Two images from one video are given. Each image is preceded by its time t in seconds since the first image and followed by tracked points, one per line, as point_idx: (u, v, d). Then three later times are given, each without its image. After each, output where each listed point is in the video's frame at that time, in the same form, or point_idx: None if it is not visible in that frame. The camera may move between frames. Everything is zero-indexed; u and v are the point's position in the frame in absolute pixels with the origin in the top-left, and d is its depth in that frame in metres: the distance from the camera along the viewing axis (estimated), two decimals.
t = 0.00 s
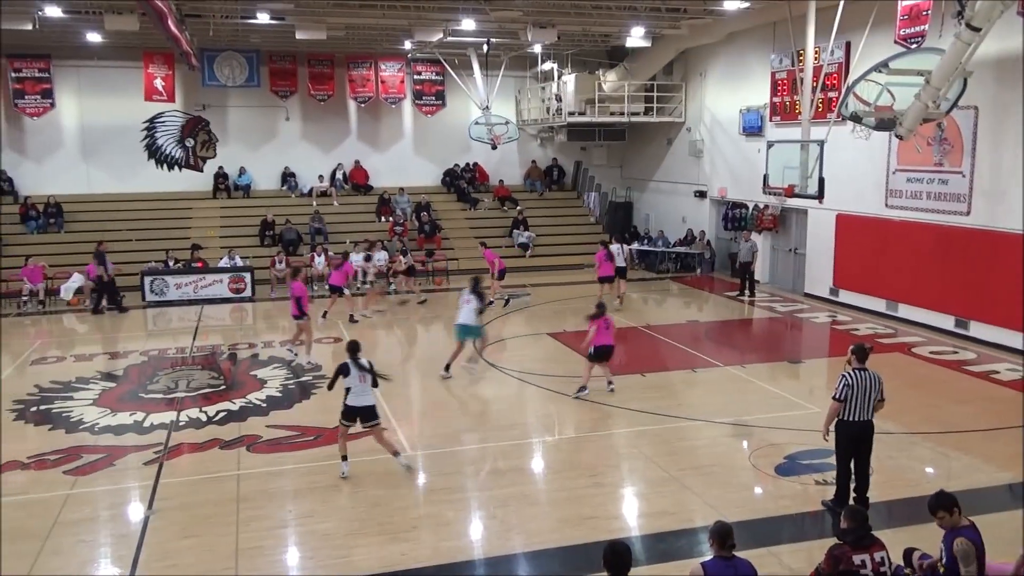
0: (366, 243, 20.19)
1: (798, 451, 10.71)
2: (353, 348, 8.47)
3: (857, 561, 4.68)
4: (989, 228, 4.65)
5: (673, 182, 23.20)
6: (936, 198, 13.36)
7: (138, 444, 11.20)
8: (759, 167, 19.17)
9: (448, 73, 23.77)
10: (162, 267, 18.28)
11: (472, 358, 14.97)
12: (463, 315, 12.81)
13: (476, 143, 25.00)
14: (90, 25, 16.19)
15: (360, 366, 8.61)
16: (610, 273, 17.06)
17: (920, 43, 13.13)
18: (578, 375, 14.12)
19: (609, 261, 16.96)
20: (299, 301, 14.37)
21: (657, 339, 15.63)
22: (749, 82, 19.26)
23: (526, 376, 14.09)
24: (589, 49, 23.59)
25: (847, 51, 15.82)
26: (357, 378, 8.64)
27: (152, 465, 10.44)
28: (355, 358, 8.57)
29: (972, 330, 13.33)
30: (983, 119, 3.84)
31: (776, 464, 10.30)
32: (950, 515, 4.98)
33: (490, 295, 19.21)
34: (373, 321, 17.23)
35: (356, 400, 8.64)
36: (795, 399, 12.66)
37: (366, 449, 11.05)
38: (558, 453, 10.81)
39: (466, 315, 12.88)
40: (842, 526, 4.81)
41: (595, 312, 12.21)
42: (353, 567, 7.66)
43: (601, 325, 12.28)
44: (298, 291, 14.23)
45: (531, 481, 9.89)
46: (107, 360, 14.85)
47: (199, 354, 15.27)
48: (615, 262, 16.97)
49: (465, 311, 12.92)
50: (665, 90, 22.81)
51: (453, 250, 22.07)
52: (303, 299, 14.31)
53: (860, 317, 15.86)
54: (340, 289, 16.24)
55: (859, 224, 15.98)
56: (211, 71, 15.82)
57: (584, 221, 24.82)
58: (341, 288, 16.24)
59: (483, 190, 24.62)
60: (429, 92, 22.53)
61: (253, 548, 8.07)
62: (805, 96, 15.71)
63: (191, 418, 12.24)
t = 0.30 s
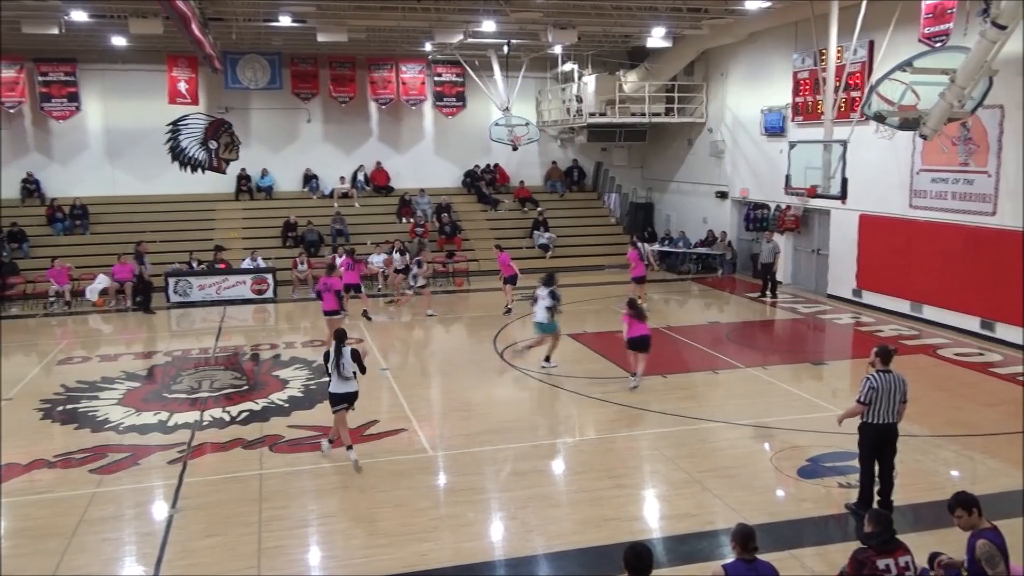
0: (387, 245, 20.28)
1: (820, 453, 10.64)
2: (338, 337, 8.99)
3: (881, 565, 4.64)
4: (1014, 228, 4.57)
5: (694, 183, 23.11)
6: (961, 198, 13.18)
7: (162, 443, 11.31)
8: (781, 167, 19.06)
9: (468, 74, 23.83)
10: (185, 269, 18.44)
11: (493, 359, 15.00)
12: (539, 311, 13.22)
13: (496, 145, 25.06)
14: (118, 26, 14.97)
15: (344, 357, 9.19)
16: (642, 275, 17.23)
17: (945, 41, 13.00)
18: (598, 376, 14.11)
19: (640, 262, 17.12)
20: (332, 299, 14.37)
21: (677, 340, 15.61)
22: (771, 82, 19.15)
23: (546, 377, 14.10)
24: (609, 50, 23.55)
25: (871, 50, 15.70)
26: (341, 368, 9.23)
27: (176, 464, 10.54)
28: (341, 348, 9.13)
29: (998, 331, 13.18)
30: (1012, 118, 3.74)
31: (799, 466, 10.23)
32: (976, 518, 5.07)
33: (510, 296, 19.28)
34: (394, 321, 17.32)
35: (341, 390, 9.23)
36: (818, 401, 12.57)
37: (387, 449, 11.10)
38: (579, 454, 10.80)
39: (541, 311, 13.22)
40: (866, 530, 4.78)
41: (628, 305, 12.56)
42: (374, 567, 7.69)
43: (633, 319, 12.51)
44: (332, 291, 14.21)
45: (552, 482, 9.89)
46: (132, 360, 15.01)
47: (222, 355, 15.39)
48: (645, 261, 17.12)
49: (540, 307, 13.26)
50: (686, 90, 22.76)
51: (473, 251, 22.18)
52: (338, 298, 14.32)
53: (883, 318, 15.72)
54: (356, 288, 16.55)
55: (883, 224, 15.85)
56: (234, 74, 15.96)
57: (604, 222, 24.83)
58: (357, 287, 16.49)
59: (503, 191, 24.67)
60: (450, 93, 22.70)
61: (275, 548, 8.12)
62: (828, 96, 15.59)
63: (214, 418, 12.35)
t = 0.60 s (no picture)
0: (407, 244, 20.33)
1: (843, 454, 10.55)
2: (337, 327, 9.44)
3: (904, 567, 4.59)
4: None
5: (716, 182, 22.99)
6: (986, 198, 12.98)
7: (185, 440, 11.41)
8: (803, 166, 18.93)
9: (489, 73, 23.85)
10: (208, 267, 18.59)
11: (513, 359, 15.00)
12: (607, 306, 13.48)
13: (517, 144, 25.06)
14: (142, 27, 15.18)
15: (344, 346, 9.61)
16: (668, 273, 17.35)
17: (971, 38, 12.84)
18: (619, 376, 14.07)
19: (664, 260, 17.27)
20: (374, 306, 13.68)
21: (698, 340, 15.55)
22: (792, 80, 19.03)
23: (567, 377, 14.08)
24: (630, 48, 23.48)
25: (894, 48, 15.55)
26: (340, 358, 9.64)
27: (199, 461, 10.63)
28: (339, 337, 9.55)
29: None
30: None
31: (821, 467, 10.15)
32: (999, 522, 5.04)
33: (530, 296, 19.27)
34: (415, 320, 17.36)
35: (338, 379, 9.70)
36: (841, 402, 12.46)
37: (407, 447, 11.13)
38: (599, 454, 10.77)
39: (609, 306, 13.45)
40: (891, 533, 4.72)
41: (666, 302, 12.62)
42: (395, 565, 7.71)
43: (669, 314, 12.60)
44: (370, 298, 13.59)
45: (571, 482, 9.88)
46: (156, 358, 15.16)
47: (244, 353, 15.50)
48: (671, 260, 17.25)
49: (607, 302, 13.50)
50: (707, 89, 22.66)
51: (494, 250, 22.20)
52: (380, 304, 13.70)
53: (907, 318, 15.57)
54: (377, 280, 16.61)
55: (906, 224, 15.72)
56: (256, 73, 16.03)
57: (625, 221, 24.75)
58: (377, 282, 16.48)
59: (524, 190, 24.65)
60: (470, 93, 22.67)
61: (296, 545, 8.16)
62: (850, 93, 15.44)
63: (236, 416, 12.43)
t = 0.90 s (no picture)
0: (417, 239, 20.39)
1: (853, 450, 10.50)
2: (331, 319, 9.72)
3: (914, 562, 4.56)
4: None
5: (726, 176, 22.95)
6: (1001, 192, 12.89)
7: (196, 435, 11.46)
8: (815, 161, 18.84)
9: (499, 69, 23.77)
10: (220, 263, 18.64)
11: (523, 354, 14.99)
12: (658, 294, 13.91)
13: (527, 139, 25.05)
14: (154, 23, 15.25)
15: (339, 336, 9.91)
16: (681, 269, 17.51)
17: (984, 32, 12.81)
18: (628, 370, 14.05)
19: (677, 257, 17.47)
20: (394, 301, 13.52)
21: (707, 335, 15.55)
22: (804, 74, 18.94)
23: (576, 372, 14.06)
24: (641, 43, 23.41)
25: (907, 41, 15.47)
26: (334, 348, 9.95)
27: (209, 456, 10.67)
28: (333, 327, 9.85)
29: None
30: None
31: (831, 463, 10.10)
32: (1011, 515, 5.00)
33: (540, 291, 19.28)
34: (425, 315, 17.39)
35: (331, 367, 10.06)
36: (852, 397, 12.40)
37: (417, 442, 11.15)
38: (608, 449, 10.76)
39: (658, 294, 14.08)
40: (900, 528, 4.68)
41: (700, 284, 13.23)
42: (405, 560, 7.71)
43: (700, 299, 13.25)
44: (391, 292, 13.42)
45: (581, 477, 9.86)
46: (168, 353, 15.22)
47: (255, 348, 15.55)
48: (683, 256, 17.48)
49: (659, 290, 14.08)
50: (718, 84, 22.58)
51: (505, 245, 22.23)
52: (399, 300, 13.52)
53: (919, 314, 15.51)
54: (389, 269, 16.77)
55: (918, 219, 15.64)
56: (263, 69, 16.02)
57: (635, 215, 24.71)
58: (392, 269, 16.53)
59: (534, 185, 24.64)
60: (480, 88, 22.69)
61: (306, 539, 8.18)
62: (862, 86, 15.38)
63: (246, 411, 12.47)
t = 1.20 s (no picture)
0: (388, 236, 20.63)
1: (820, 443, 10.62)
2: (295, 310, 9.80)
3: (878, 553, 4.63)
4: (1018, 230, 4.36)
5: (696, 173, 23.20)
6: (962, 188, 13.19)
7: (162, 434, 11.31)
8: (782, 157, 19.07)
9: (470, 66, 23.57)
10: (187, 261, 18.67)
11: (493, 351, 14.99)
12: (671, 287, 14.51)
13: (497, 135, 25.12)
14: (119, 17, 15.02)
15: (303, 326, 10.04)
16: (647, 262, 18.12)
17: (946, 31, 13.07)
18: (598, 366, 14.12)
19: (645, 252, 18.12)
20: (365, 303, 13.35)
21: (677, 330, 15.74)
22: (773, 71, 19.14)
23: (547, 368, 14.09)
24: (610, 40, 23.50)
25: (873, 39, 15.73)
26: (297, 338, 10.07)
27: (176, 455, 10.54)
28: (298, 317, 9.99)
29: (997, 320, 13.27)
30: None
31: (798, 456, 10.21)
32: (969, 505, 4.94)
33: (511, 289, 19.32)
34: (395, 313, 17.33)
35: (297, 357, 10.16)
36: (818, 392, 12.54)
37: (388, 439, 11.10)
38: (578, 445, 10.78)
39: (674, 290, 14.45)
40: (864, 519, 4.78)
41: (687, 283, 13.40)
42: (373, 558, 7.66)
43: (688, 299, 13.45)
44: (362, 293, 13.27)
45: (552, 473, 9.87)
46: (133, 351, 15.01)
47: (222, 346, 15.37)
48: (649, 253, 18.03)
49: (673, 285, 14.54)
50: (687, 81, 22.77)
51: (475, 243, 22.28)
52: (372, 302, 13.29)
53: (884, 309, 15.76)
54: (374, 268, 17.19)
55: (884, 216, 15.88)
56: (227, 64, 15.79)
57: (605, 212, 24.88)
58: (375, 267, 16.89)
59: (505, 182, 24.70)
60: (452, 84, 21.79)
61: (275, 538, 8.10)
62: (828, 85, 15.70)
63: (213, 410, 12.33)
